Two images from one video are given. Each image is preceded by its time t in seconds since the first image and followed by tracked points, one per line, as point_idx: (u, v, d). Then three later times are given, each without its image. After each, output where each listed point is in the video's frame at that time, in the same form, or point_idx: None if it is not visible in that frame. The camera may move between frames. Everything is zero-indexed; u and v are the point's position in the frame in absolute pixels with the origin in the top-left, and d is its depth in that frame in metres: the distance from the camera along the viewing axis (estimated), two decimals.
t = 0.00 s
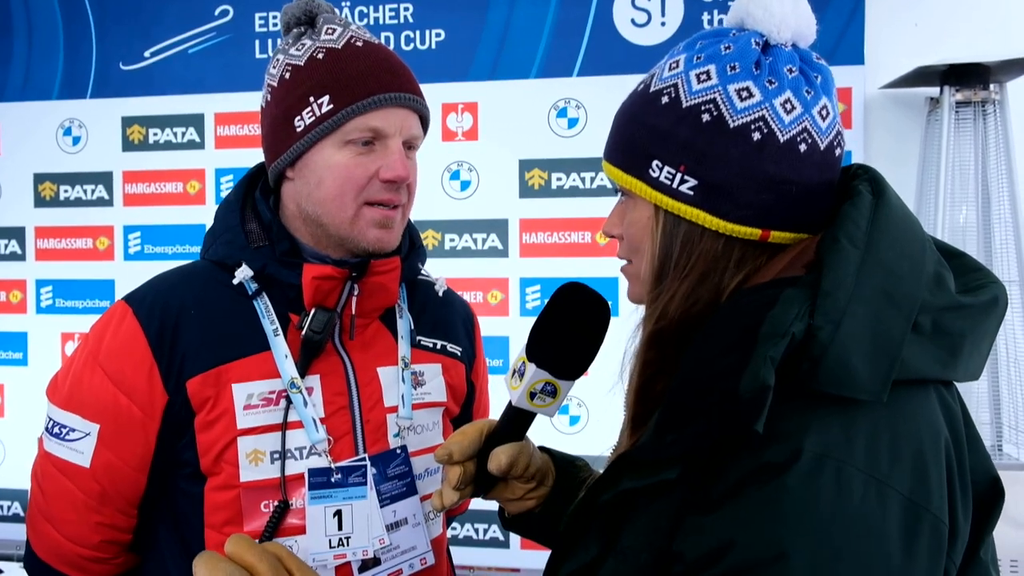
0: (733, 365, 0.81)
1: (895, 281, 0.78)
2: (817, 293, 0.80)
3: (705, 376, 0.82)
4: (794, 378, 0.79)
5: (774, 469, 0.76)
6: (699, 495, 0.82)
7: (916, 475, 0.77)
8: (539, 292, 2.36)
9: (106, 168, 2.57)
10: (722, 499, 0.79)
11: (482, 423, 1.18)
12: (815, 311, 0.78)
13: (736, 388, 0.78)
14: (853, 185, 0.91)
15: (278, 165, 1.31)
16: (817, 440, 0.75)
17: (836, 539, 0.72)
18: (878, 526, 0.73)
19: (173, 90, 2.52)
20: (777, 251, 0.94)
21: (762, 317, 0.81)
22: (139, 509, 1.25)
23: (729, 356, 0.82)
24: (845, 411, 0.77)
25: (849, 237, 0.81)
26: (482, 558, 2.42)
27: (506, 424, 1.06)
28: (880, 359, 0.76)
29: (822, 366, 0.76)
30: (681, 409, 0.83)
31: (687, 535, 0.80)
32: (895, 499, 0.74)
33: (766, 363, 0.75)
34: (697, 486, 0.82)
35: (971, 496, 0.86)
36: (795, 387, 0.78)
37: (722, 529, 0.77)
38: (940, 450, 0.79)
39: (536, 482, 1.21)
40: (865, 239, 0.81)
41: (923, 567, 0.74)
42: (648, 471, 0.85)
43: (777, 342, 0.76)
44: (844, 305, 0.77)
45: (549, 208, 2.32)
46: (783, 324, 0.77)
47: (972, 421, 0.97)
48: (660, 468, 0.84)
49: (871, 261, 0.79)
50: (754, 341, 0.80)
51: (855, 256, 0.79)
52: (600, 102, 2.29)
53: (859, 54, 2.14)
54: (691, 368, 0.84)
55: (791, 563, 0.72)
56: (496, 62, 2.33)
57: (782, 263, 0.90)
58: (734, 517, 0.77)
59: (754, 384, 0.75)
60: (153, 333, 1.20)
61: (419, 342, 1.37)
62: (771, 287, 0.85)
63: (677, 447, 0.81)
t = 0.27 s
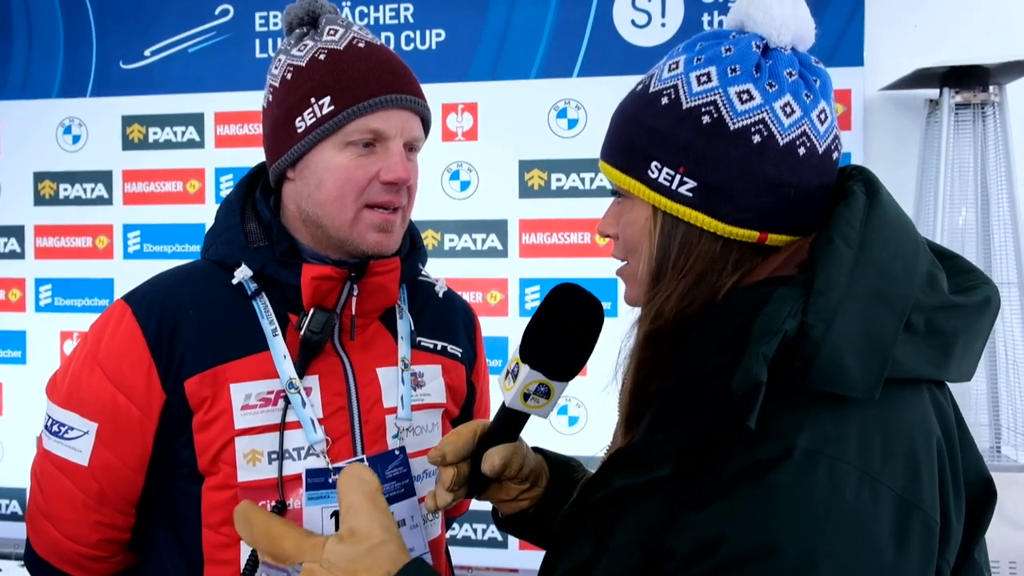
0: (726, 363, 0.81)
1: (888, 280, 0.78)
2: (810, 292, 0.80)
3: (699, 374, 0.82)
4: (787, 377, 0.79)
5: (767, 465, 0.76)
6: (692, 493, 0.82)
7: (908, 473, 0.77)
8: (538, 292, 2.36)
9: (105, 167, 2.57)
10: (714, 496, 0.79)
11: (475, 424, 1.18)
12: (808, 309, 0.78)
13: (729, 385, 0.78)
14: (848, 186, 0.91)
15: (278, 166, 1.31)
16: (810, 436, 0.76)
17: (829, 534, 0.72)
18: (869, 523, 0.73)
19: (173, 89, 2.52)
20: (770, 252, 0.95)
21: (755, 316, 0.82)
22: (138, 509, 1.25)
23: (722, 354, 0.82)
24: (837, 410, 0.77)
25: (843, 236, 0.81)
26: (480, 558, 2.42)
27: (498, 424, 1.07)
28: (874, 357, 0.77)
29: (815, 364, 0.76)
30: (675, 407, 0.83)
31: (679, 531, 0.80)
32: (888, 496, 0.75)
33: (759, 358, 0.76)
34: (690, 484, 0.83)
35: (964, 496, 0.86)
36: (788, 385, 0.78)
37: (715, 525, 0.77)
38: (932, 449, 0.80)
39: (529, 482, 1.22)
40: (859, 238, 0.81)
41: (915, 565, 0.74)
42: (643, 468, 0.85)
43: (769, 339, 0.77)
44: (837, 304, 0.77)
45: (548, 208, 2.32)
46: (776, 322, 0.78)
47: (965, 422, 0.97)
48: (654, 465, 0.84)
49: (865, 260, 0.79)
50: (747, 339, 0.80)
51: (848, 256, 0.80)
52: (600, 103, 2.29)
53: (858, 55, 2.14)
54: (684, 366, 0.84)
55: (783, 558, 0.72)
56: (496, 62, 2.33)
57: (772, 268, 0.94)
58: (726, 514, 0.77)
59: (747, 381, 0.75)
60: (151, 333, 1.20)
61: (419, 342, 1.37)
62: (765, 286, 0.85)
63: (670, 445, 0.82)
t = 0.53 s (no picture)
0: (711, 364, 0.81)
1: (874, 283, 0.78)
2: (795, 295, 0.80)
3: (684, 375, 0.83)
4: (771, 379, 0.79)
5: (749, 467, 0.76)
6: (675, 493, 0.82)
7: (890, 476, 0.77)
8: (537, 293, 2.36)
9: (104, 168, 2.57)
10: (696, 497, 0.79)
11: (472, 423, 1.17)
12: (793, 312, 0.78)
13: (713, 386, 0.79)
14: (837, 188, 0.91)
15: (278, 168, 1.31)
16: (792, 438, 0.76)
17: (809, 535, 0.72)
18: (849, 525, 0.73)
19: (172, 91, 2.52)
20: (760, 254, 0.95)
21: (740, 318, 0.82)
22: (138, 509, 1.25)
23: (708, 355, 0.82)
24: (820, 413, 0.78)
25: (829, 239, 0.81)
26: (479, 559, 2.41)
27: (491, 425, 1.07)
28: (857, 360, 0.77)
29: (798, 367, 0.77)
30: (662, 407, 0.83)
31: (660, 532, 0.80)
32: (868, 498, 0.75)
33: (741, 359, 0.76)
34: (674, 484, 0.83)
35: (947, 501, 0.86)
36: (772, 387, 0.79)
37: (695, 526, 0.77)
38: (915, 452, 0.80)
39: (524, 482, 1.22)
40: (846, 241, 0.81)
41: (894, 567, 0.74)
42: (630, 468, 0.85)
43: (753, 341, 0.77)
44: (821, 307, 0.77)
45: (548, 209, 2.32)
46: (760, 325, 0.78)
47: (952, 427, 0.97)
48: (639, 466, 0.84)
49: (850, 263, 0.79)
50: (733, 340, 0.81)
51: (834, 258, 0.80)
52: (599, 104, 2.29)
53: (857, 56, 2.14)
54: (670, 367, 0.84)
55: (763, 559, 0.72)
56: (495, 64, 2.34)
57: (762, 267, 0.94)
58: (707, 515, 0.77)
59: (729, 383, 0.75)
60: (152, 333, 1.20)
61: (420, 342, 1.37)
62: (751, 290, 0.86)
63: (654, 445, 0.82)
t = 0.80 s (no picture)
0: (708, 369, 0.81)
1: (870, 289, 0.78)
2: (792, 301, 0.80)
3: (680, 379, 0.82)
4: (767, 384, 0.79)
5: (746, 471, 0.76)
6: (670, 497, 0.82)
7: (885, 482, 0.77)
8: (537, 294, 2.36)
9: (104, 167, 2.57)
10: (692, 500, 0.79)
11: (460, 427, 1.14)
12: (790, 317, 0.78)
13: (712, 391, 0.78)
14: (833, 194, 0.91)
15: (279, 166, 1.31)
16: (789, 443, 0.76)
17: (807, 540, 0.72)
18: (845, 530, 0.73)
19: (172, 89, 2.52)
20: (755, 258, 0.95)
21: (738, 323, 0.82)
22: (137, 508, 1.24)
23: (703, 360, 0.82)
24: (815, 418, 0.77)
25: (826, 246, 0.81)
26: (477, 560, 2.41)
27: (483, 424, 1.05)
28: (854, 364, 0.77)
29: (794, 373, 0.76)
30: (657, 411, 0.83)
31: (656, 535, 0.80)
32: (864, 503, 0.75)
33: (741, 366, 0.75)
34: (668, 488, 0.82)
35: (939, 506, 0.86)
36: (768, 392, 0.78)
37: (692, 530, 0.77)
38: (909, 458, 0.80)
39: (514, 485, 1.20)
40: (842, 247, 0.81)
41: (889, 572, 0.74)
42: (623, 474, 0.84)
43: (752, 346, 0.76)
44: (818, 312, 0.77)
45: (548, 210, 2.32)
46: (757, 330, 0.77)
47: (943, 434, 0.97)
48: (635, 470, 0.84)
49: (847, 269, 0.79)
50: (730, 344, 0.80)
51: (830, 265, 0.79)
52: (600, 105, 2.29)
53: (858, 59, 2.15)
54: (666, 372, 0.84)
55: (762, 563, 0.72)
56: (496, 64, 2.34)
57: (759, 270, 0.94)
58: (704, 519, 0.77)
59: (728, 389, 0.75)
60: (152, 331, 1.20)
61: (421, 341, 1.37)
62: (746, 294, 0.86)
63: (649, 449, 0.82)
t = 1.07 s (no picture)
0: (733, 343, 0.83)
1: (873, 261, 0.81)
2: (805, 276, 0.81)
3: (705, 356, 0.84)
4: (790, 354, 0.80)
5: (780, 437, 0.78)
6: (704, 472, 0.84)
7: (903, 437, 0.80)
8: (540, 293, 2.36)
9: (105, 173, 2.57)
10: (730, 472, 0.81)
11: (453, 434, 1.12)
12: (809, 288, 0.79)
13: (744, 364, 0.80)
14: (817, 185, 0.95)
15: (281, 169, 1.32)
16: (818, 407, 0.78)
17: (847, 499, 0.74)
18: (879, 484, 0.75)
19: (172, 94, 2.52)
20: (745, 252, 0.96)
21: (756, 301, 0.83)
22: (144, 513, 1.25)
23: (726, 337, 0.84)
24: (837, 380, 0.79)
25: (827, 225, 0.84)
26: (483, 560, 2.41)
27: (482, 429, 1.04)
28: (869, 330, 0.79)
29: (818, 341, 0.78)
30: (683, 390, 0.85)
31: (697, 510, 0.82)
32: (890, 460, 0.78)
33: (771, 333, 0.77)
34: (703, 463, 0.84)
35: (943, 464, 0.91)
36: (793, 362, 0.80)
37: (733, 500, 0.79)
38: (919, 418, 0.83)
39: (510, 491, 1.20)
40: (841, 226, 0.83)
41: (918, 521, 0.77)
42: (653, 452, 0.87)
43: (776, 318, 0.77)
44: (834, 283, 0.79)
45: (550, 209, 2.32)
46: (781, 299, 0.79)
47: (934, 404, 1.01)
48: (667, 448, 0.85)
49: (851, 244, 0.82)
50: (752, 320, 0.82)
51: (835, 242, 0.82)
52: (600, 103, 2.29)
53: (858, 53, 2.14)
54: (691, 350, 0.86)
55: (806, 525, 0.74)
56: (495, 64, 2.34)
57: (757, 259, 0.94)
58: (745, 488, 0.78)
59: (762, 352, 0.77)
60: (156, 337, 1.20)
61: (425, 343, 1.37)
62: (757, 274, 0.86)
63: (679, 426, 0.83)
